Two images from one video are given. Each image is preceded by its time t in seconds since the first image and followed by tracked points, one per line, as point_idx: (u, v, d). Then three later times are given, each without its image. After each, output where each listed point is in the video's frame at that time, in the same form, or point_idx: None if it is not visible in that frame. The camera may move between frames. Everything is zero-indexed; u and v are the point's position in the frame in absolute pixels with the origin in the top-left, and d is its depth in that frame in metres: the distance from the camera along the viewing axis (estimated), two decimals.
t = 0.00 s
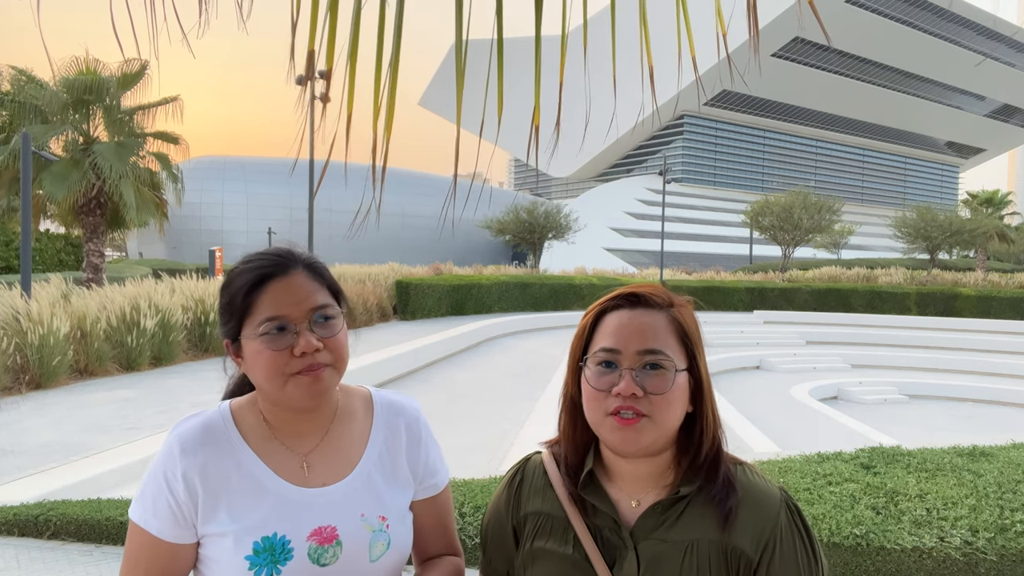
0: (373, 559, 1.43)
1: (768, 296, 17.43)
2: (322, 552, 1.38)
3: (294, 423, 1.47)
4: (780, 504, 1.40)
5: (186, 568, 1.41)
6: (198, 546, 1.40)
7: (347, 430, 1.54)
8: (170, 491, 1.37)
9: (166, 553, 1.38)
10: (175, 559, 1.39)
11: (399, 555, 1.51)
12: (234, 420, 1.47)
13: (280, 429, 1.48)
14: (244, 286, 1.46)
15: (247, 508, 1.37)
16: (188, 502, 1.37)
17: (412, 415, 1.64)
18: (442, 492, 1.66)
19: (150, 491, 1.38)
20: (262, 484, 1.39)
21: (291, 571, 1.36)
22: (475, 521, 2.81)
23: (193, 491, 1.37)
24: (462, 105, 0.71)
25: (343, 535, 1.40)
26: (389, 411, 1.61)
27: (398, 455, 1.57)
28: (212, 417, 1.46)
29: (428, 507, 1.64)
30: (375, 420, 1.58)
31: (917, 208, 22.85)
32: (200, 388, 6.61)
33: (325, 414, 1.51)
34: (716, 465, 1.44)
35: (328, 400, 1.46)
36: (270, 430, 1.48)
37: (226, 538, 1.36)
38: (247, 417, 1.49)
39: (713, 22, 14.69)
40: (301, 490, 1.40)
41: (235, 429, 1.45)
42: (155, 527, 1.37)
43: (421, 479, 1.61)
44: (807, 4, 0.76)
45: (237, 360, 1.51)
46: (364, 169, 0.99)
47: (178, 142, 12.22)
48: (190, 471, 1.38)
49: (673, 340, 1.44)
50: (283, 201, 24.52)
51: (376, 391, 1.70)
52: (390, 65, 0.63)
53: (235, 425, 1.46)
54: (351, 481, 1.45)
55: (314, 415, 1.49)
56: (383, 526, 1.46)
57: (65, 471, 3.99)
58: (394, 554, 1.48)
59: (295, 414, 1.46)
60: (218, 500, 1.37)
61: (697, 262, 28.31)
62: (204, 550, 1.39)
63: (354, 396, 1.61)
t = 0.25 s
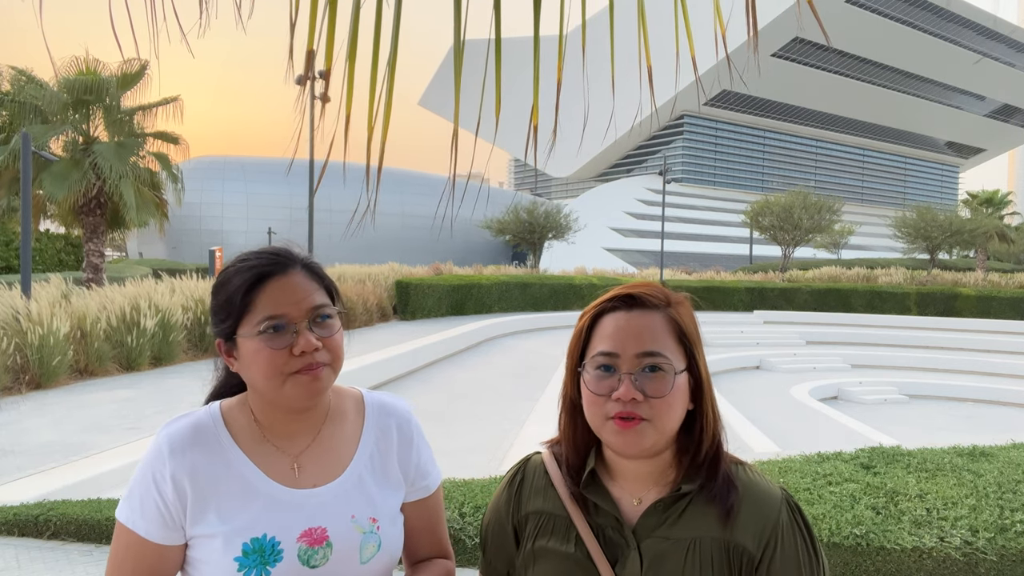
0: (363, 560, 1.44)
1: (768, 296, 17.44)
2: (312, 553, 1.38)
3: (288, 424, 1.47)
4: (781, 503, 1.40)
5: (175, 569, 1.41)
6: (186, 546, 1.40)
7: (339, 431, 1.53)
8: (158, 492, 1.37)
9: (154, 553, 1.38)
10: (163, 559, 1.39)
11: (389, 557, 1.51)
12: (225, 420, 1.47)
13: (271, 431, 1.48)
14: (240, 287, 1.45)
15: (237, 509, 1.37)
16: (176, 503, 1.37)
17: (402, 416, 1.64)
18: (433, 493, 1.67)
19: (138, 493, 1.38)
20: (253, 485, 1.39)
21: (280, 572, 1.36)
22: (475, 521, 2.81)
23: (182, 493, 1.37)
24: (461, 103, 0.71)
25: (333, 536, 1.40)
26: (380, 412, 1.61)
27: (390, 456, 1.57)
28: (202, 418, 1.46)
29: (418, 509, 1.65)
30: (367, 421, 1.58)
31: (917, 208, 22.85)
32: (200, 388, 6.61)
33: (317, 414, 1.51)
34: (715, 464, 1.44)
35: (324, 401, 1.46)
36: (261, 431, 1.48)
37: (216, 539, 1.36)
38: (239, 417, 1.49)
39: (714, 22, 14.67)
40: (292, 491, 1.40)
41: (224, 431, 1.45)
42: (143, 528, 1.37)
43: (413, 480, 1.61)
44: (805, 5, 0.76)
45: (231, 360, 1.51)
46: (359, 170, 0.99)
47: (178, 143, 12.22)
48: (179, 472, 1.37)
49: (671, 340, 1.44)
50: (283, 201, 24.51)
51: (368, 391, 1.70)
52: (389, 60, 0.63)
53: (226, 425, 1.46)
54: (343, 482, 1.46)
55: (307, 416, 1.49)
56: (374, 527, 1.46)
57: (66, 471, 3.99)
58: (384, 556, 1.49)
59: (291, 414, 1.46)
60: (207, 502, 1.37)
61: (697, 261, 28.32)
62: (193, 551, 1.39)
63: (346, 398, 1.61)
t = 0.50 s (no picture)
0: (361, 561, 1.43)
1: (768, 296, 17.44)
2: (310, 553, 1.38)
3: (288, 424, 1.47)
4: (783, 503, 1.41)
5: (170, 568, 1.41)
6: (183, 546, 1.40)
7: (336, 432, 1.54)
8: (154, 492, 1.37)
9: (150, 553, 1.38)
10: (159, 559, 1.38)
11: (387, 557, 1.50)
12: (222, 421, 1.47)
13: (270, 430, 1.48)
14: (239, 288, 1.45)
15: (236, 509, 1.37)
16: (173, 503, 1.37)
17: (400, 417, 1.64)
18: (431, 494, 1.66)
19: (135, 493, 1.38)
20: (252, 486, 1.39)
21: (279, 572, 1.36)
22: (475, 522, 2.81)
23: (179, 493, 1.37)
24: (462, 106, 0.70)
25: (332, 536, 1.40)
26: (379, 413, 1.61)
27: (388, 457, 1.57)
28: (199, 418, 1.46)
29: (415, 510, 1.65)
30: (365, 422, 1.58)
31: (918, 208, 22.85)
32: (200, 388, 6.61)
33: (316, 415, 1.51)
34: (716, 464, 1.44)
35: (324, 401, 1.46)
36: (259, 432, 1.48)
37: (213, 539, 1.35)
38: (237, 417, 1.49)
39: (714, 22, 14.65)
40: (290, 491, 1.40)
41: (222, 431, 1.45)
42: (138, 529, 1.37)
43: (409, 482, 1.61)
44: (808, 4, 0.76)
45: (230, 361, 1.50)
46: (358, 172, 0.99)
47: (178, 143, 12.22)
48: (176, 473, 1.37)
49: (671, 341, 1.44)
50: (283, 201, 24.48)
51: (366, 393, 1.70)
52: (391, 65, 0.63)
53: (223, 426, 1.46)
54: (341, 483, 1.46)
55: (306, 415, 1.49)
56: (372, 528, 1.46)
57: (65, 472, 3.99)
58: (383, 556, 1.49)
59: (290, 414, 1.46)
60: (204, 502, 1.37)
61: (697, 261, 28.31)
62: (189, 552, 1.39)
63: (344, 398, 1.61)
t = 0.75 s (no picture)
0: (366, 559, 1.43)
1: (768, 296, 17.44)
2: (315, 552, 1.38)
3: (292, 423, 1.47)
4: (783, 505, 1.41)
5: (174, 568, 1.41)
6: (187, 546, 1.40)
7: (340, 431, 1.53)
8: (159, 492, 1.37)
9: (156, 551, 1.38)
10: (163, 558, 1.39)
11: (392, 557, 1.50)
12: (227, 420, 1.47)
13: (274, 429, 1.48)
14: (242, 287, 1.45)
15: (241, 508, 1.37)
16: (178, 503, 1.37)
17: (405, 415, 1.64)
18: (435, 492, 1.66)
19: (139, 492, 1.38)
20: (255, 485, 1.39)
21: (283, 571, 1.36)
22: (475, 522, 2.81)
23: (184, 492, 1.37)
24: (465, 106, 0.70)
25: (336, 534, 1.40)
26: (382, 412, 1.61)
27: (392, 456, 1.57)
28: (203, 418, 1.46)
29: (419, 508, 1.65)
30: (369, 421, 1.58)
31: (918, 208, 22.85)
32: (200, 388, 6.60)
33: (320, 414, 1.51)
34: (717, 465, 1.44)
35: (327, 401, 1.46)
36: (263, 430, 1.48)
37: (218, 538, 1.36)
38: (240, 416, 1.49)
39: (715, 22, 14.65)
40: (294, 490, 1.40)
41: (226, 430, 1.45)
42: (143, 528, 1.37)
43: (414, 480, 1.61)
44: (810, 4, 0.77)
45: (234, 359, 1.50)
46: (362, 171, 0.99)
47: (178, 142, 12.22)
48: (181, 472, 1.37)
49: (673, 340, 1.44)
50: (283, 201, 24.47)
51: (369, 391, 1.70)
52: (394, 66, 0.63)
53: (227, 424, 1.46)
54: (345, 482, 1.45)
55: (310, 415, 1.49)
56: (377, 526, 1.46)
57: (66, 471, 3.99)
58: (387, 555, 1.49)
59: (294, 414, 1.46)
60: (209, 501, 1.37)
61: (697, 262, 28.33)
62: (193, 551, 1.39)
63: (348, 397, 1.61)
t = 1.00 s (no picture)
0: (372, 558, 1.43)
1: (768, 296, 17.44)
2: (322, 550, 1.38)
3: (296, 423, 1.47)
4: (783, 504, 1.41)
5: (184, 567, 1.41)
6: (196, 544, 1.40)
7: (346, 429, 1.53)
8: (166, 491, 1.37)
9: (163, 552, 1.38)
10: (172, 558, 1.39)
11: (398, 555, 1.50)
12: (231, 417, 1.47)
13: (280, 428, 1.48)
14: (242, 288, 1.45)
15: (248, 507, 1.37)
16: (185, 501, 1.37)
17: (410, 413, 1.64)
18: (442, 489, 1.66)
19: (147, 491, 1.38)
20: (259, 483, 1.39)
21: (290, 570, 1.36)
22: (475, 522, 2.81)
23: (190, 490, 1.37)
24: (467, 106, 0.70)
25: (343, 533, 1.40)
26: (388, 409, 1.61)
27: (397, 454, 1.57)
28: (209, 416, 1.46)
29: (426, 505, 1.65)
30: (373, 418, 1.58)
31: (918, 208, 22.84)
32: (201, 387, 6.60)
33: (325, 413, 1.51)
34: (717, 463, 1.44)
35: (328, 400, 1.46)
36: (269, 429, 1.48)
37: (226, 537, 1.36)
38: (246, 415, 1.49)
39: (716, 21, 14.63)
40: (299, 489, 1.40)
41: (231, 429, 1.45)
42: (152, 527, 1.37)
43: (421, 477, 1.61)
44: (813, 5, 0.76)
45: (238, 359, 1.50)
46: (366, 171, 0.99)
47: (178, 143, 12.23)
48: (186, 471, 1.37)
49: (674, 339, 1.44)
50: (283, 201, 24.46)
51: (374, 389, 1.70)
52: (395, 67, 0.63)
53: (232, 422, 1.46)
54: (349, 481, 1.45)
55: (314, 414, 1.48)
56: (383, 525, 1.46)
57: (65, 471, 3.99)
58: (394, 553, 1.49)
59: (299, 413, 1.46)
60: (215, 501, 1.37)
61: (697, 262, 28.33)
62: (203, 550, 1.39)
63: (352, 394, 1.61)
